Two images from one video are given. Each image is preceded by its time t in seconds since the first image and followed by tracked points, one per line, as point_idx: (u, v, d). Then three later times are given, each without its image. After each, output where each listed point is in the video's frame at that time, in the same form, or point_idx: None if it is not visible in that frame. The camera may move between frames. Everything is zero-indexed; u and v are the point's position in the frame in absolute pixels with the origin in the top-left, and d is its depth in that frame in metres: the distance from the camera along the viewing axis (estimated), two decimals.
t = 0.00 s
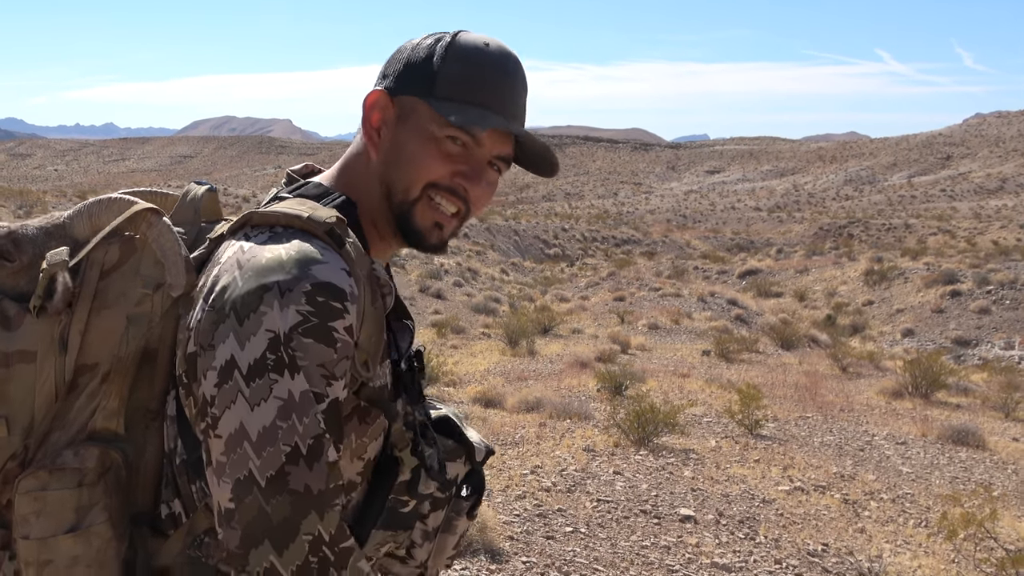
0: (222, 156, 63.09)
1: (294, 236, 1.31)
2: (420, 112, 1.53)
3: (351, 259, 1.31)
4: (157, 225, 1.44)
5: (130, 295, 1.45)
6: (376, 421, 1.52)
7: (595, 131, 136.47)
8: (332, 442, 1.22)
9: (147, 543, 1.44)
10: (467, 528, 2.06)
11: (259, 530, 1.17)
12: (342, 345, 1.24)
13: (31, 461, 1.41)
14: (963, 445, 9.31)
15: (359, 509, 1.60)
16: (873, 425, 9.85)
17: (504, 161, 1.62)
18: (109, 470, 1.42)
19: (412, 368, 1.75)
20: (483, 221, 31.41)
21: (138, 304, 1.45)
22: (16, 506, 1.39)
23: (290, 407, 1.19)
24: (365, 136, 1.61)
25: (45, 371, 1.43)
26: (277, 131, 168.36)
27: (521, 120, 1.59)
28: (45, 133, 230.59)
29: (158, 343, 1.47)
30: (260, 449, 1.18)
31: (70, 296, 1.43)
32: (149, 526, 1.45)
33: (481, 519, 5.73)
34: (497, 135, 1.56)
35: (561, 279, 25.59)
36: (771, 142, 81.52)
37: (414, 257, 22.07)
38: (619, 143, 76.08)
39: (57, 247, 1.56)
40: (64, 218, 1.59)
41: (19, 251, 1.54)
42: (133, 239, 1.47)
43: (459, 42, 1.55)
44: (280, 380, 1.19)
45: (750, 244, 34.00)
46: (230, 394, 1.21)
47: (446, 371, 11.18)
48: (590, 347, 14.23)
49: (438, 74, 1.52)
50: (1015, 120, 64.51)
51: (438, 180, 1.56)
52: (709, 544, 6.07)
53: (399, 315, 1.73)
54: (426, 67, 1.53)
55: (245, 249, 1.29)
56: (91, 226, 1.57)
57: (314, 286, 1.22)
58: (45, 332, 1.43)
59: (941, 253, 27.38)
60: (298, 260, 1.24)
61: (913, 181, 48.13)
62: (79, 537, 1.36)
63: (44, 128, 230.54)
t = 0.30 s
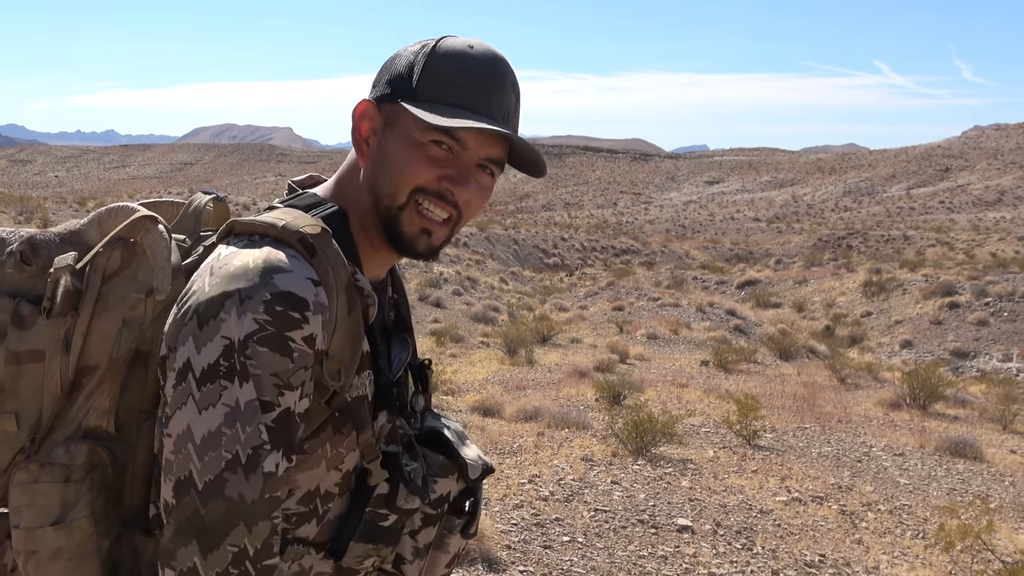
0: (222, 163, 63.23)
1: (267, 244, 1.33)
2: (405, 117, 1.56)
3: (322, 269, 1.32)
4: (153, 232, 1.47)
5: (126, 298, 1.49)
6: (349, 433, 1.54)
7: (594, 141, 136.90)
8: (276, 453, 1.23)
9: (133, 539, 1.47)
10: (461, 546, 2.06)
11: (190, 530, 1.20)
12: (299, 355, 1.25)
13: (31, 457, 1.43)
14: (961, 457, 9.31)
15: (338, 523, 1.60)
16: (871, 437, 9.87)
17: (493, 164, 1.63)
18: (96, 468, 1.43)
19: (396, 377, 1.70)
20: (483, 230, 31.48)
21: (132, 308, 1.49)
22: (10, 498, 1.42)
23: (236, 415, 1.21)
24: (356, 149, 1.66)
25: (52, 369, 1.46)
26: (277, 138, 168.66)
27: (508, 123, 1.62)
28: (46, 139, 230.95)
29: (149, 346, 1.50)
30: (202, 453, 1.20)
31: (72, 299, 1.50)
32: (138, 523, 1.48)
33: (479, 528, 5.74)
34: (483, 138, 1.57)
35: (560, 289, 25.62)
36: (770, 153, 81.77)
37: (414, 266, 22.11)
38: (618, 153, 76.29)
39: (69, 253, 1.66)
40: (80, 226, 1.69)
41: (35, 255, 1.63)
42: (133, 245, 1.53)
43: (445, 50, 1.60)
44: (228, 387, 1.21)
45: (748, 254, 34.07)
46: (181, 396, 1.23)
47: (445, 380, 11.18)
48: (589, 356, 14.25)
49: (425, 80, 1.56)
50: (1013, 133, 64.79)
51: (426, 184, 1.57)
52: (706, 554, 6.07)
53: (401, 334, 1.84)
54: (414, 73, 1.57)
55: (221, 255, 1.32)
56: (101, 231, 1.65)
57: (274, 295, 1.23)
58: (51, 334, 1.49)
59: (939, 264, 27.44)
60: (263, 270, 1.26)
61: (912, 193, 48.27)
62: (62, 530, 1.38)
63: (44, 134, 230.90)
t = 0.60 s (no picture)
0: (219, 171, 63.24)
1: (266, 252, 1.34)
2: (406, 129, 1.57)
3: (319, 279, 1.34)
4: (158, 238, 1.47)
5: (130, 302, 1.58)
6: (340, 443, 1.55)
7: (591, 150, 137.46)
8: (254, 461, 1.24)
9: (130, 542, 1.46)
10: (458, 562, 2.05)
11: (156, 531, 1.21)
12: (286, 366, 1.25)
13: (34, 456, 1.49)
14: (956, 467, 9.32)
15: (335, 533, 1.60)
16: (866, 446, 9.87)
17: (496, 175, 1.64)
18: (95, 469, 1.45)
19: (394, 389, 1.72)
20: (479, 238, 31.52)
21: (135, 313, 1.58)
22: (12, 495, 1.46)
23: (212, 421, 1.21)
24: (359, 160, 1.67)
25: (56, 370, 1.54)
26: (274, 147, 169.28)
27: (510, 133, 1.63)
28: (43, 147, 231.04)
29: (150, 351, 1.58)
30: (176, 456, 1.21)
31: (79, 301, 1.59)
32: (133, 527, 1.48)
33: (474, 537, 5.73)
34: (485, 149, 1.58)
35: (556, 297, 25.65)
36: (766, 163, 82.05)
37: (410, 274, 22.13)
38: (615, 162, 76.51)
39: (78, 254, 1.77)
40: (86, 229, 1.80)
41: (43, 255, 1.73)
42: (138, 250, 1.63)
43: (446, 61, 1.61)
44: (207, 394, 1.21)
45: (744, 264, 34.14)
46: (164, 400, 1.24)
47: (441, 389, 11.18)
48: (585, 365, 14.26)
49: (426, 92, 1.57)
50: (1007, 144, 65.12)
51: (427, 198, 1.58)
52: (701, 563, 6.07)
53: (400, 348, 1.85)
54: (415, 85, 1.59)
55: (222, 261, 1.34)
56: (106, 233, 1.76)
57: (264, 305, 1.24)
58: (57, 333, 1.59)
59: (934, 275, 27.52)
60: (257, 279, 1.27)
61: (907, 203, 48.43)
62: (60, 531, 1.38)
63: (41, 142, 230.93)
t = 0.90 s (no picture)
0: (215, 174, 63.17)
1: (277, 261, 1.36)
2: (434, 160, 1.56)
3: (331, 286, 1.35)
4: (157, 241, 1.46)
5: (128, 306, 1.55)
6: (352, 449, 1.57)
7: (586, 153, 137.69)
8: (285, 468, 1.25)
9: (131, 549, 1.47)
10: (460, 560, 2.08)
11: (199, 544, 1.21)
12: (309, 372, 1.27)
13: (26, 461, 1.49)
14: (949, 469, 9.37)
15: (343, 535, 1.63)
16: (860, 449, 9.90)
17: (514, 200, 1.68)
18: (94, 475, 1.47)
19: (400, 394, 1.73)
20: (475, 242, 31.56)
21: (134, 316, 1.54)
22: (7, 501, 1.46)
23: (243, 430, 1.22)
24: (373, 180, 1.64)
25: (51, 374, 1.53)
26: (269, 150, 169.13)
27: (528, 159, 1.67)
28: (38, 150, 230.58)
29: (150, 355, 1.56)
30: (211, 468, 1.22)
31: (74, 304, 1.56)
32: (133, 532, 1.49)
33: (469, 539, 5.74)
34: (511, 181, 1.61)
35: (551, 301, 25.68)
36: (761, 167, 82.28)
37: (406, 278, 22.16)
38: (610, 166, 76.60)
39: (72, 256, 1.76)
40: (80, 230, 1.79)
41: (34, 257, 1.71)
42: (135, 252, 1.58)
43: (473, 84, 1.58)
44: (236, 402, 1.23)
45: (739, 267, 34.23)
46: (191, 410, 1.25)
47: (436, 392, 11.19)
48: (580, 368, 14.28)
49: (455, 121, 1.56)
50: (1001, 149, 65.44)
51: (454, 228, 1.61)
52: (696, 565, 6.09)
53: (402, 347, 1.82)
54: (440, 109, 1.56)
55: (231, 269, 1.35)
56: (102, 236, 1.76)
57: (285, 312, 1.26)
58: (51, 337, 1.55)
59: (928, 278, 27.62)
60: (274, 287, 1.29)
61: (901, 207, 48.62)
62: (60, 537, 1.41)
63: (36, 145, 230.54)
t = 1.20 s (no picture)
0: (212, 175, 63.18)
1: (302, 274, 1.34)
2: (490, 177, 1.62)
3: (359, 298, 1.35)
4: (161, 250, 1.46)
5: (130, 317, 1.48)
6: (374, 456, 1.57)
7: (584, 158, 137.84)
8: (334, 484, 1.28)
9: (138, 563, 1.50)
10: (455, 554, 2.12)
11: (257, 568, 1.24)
12: (348, 388, 1.29)
13: (22, 480, 1.43)
14: (943, 475, 9.39)
15: (357, 540, 1.63)
16: (855, 454, 9.92)
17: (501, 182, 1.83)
18: (104, 494, 1.45)
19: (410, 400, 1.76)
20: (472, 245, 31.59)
21: (137, 327, 1.47)
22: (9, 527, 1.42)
23: (295, 450, 1.24)
24: (426, 200, 1.58)
25: (43, 388, 1.44)
26: (267, 152, 169.15)
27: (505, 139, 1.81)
28: (36, 151, 230.54)
29: (157, 366, 1.50)
30: (263, 491, 1.24)
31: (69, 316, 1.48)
32: (141, 548, 1.51)
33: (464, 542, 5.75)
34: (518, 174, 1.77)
35: (548, 304, 25.70)
36: (757, 171, 82.46)
37: (403, 280, 22.19)
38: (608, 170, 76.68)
39: (59, 266, 1.63)
40: (65, 236, 1.65)
41: (16, 266, 1.59)
42: (133, 261, 1.48)
43: (495, 90, 1.60)
44: (286, 423, 1.24)
45: (735, 272, 34.29)
46: (235, 432, 1.26)
47: (432, 394, 11.20)
48: (576, 372, 14.29)
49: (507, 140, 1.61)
50: (996, 156, 65.69)
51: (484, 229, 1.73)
52: (690, 569, 6.09)
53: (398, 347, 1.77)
54: (495, 129, 1.58)
55: (254, 285, 1.33)
56: (92, 245, 1.60)
57: (323, 329, 1.27)
58: (39, 350, 1.46)
59: (923, 283, 27.69)
60: (308, 302, 1.29)
61: (897, 212, 48.77)
62: (73, 561, 1.40)
63: (34, 146, 230.60)
